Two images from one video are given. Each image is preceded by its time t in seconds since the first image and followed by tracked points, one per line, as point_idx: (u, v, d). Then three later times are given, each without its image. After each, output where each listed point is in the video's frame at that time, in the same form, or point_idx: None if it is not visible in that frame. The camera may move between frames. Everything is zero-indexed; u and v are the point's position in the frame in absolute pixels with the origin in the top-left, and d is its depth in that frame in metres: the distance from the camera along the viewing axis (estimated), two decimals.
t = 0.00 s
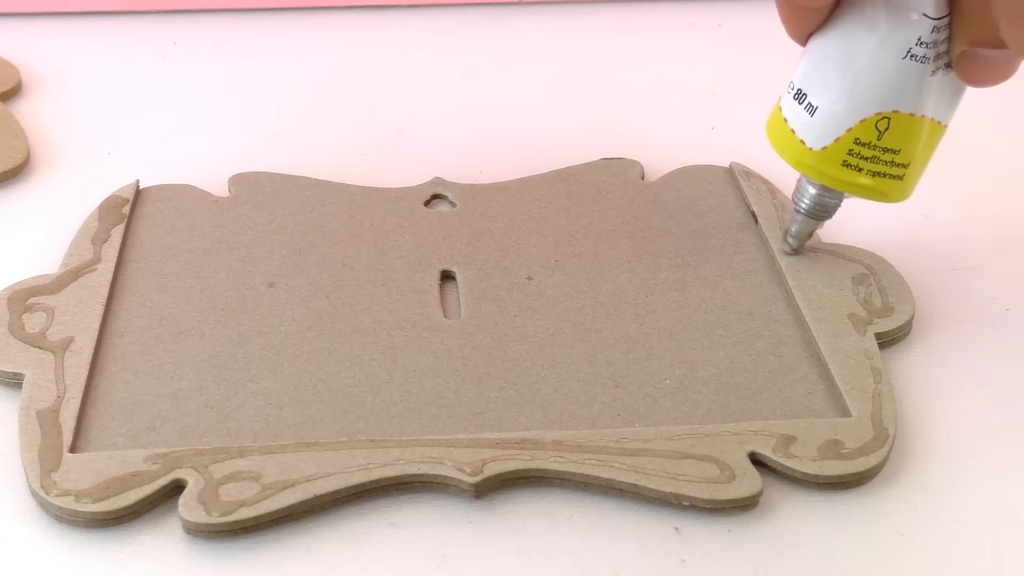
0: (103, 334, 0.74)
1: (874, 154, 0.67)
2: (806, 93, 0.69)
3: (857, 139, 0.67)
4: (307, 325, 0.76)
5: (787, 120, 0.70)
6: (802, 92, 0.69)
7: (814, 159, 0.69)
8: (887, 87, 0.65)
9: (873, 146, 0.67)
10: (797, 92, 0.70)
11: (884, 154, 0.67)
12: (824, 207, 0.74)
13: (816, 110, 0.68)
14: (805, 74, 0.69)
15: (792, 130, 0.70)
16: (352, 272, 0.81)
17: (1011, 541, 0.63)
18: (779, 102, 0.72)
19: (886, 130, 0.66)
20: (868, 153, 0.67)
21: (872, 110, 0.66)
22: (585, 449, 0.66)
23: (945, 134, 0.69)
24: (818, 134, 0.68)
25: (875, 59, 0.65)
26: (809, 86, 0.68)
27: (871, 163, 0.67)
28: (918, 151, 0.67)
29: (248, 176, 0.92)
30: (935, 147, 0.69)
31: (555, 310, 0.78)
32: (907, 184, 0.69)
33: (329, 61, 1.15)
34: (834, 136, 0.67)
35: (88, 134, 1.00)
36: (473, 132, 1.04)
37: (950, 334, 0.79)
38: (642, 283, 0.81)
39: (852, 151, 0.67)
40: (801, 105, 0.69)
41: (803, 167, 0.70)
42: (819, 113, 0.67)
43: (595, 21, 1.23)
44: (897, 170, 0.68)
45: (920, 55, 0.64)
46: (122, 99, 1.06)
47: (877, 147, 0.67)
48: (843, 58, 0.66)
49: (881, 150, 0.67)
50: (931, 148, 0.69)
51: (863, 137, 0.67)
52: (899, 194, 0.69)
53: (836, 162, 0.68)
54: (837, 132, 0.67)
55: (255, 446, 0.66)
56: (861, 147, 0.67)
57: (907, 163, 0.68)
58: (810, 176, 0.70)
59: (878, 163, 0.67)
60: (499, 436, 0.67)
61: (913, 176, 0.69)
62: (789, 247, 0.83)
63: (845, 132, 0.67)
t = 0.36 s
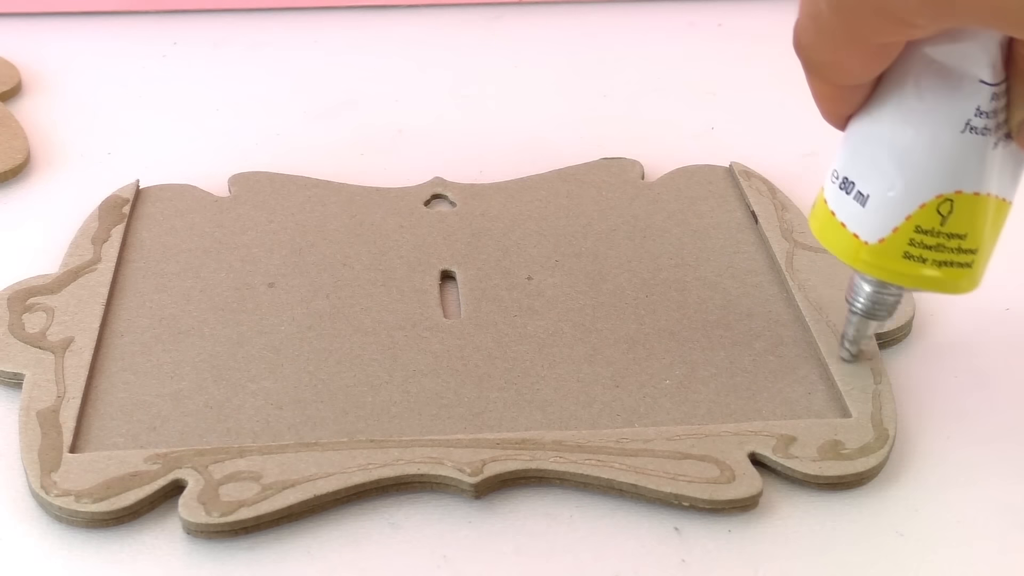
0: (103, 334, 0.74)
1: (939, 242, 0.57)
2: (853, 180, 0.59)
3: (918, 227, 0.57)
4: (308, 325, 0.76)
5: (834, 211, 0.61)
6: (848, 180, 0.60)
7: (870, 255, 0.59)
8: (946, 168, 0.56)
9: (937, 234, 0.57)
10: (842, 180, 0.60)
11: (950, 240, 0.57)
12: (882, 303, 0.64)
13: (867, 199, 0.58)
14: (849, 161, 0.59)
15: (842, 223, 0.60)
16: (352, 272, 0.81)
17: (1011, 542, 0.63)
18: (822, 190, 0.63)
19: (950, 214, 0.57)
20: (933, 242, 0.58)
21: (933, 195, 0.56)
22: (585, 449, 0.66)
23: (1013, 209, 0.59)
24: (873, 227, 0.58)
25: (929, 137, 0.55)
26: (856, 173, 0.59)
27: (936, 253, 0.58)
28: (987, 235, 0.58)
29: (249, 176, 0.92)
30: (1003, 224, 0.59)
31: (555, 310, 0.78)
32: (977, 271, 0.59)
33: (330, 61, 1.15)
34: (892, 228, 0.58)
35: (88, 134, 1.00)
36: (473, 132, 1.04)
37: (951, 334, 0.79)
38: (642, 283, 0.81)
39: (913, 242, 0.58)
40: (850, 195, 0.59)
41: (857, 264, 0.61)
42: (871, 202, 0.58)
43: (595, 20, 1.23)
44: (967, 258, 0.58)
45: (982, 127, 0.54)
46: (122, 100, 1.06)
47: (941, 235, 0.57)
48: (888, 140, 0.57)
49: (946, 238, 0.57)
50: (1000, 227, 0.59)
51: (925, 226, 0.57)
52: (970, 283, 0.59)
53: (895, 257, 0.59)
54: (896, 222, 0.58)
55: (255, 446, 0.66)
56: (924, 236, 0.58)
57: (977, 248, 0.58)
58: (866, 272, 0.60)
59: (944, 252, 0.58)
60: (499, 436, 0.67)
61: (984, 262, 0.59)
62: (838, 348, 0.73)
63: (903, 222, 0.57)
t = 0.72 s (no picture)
0: (103, 334, 0.74)
1: (917, 217, 0.62)
2: (837, 157, 0.63)
3: (897, 202, 0.61)
4: (307, 325, 0.76)
5: (818, 186, 0.65)
6: (832, 157, 0.64)
7: (852, 228, 0.63)
8: (927, 144, 0.59)
9: (915, 209, 0.61)
10: (827, 156, 0.64)
11: (928, 216, 0.61)
12: (861, 276, 0.67)
13: (850, 174, 0.62)
14: (833, 139, 0.64)
15: (826, 197, 0.64)
16: (352, 272, 0.81)
17: (1011, 542, 0.63)
18: (806, 165, 0.67)
19: (929, 191, 0.61)
20: (911, 217, 0.62)
21: (911, 173, 0.61)
22: (585, 449, 0.66)
23: (988, 188, 0.63)
24: (855, 202, 0.63)
25: (908, 121, 0.59)
26: (840, 150, 0.63)
27: (914, 227, 0.62)
28: (962, 212, 0.62)
29: (248, 176, 0.92)
30: (977, 205, 0.64)
31: (555, 310, 0.78)
32: (952, 246, 0.63)
33: (330, 61, 1.15)
34: (872, 202, 0.62)
35: (88, 134, 1.00)
36: (473, 132, 1.04)
37: (951, 334, 0.79)
38: (642, 283, 0.81)
39: (893, 216, 0.62)
40: (834, 170, 0.64)
41: (839, 237, 0.65)
42: (853, 178, 0.62)
43: (594, 20, 1.23)
44: (943, 233, 0.62)
45: (961, 108, 0.58)
46: (121, 100, 1.06)
47: (919, 210, 0.61)
48: (872, 118, 0.61)
49: (923, 213, 0.61)
50: (974, 206, 0.63)
51: (904, 201, 0.61)
52: (945, 258, 0.63)
53: (876, 229, 0.63)
54: (876, 197, 0.62)
55: (255, 446, 0.66)
56: (903, 211, 0.62)
57: (953, 223, 0.62)
58: (847, 245, 0.64)
59: (922, 227, 0.62)
60: (499, 436, 0.67)
61: (961, 238, 0.63)
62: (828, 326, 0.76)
63: (884, 197, 0.61)
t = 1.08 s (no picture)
0: (103, 334, 0.74)
1: (947, 123, 0.61)
2: (880, 54, 0.63)
3: (931, 104, 0.60)
4: (307, 325, 0.76)
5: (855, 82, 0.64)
6: (876, 52, 0.63)
7: (882, 124, 0.62)
8: (967, 57, 0.59)
9: (946, 115, 0.61)
10: (870, 53, 0.64)
11: (958, 124, 0.61)
12: (878, 177, 0.65)
13: (889, 71, 0.62)
14: (883, 35, 0.63)
15: (861, 93, 0.63)
16: (352, 272, 0.81)
17: (1011, 542, 0.63)
18: (849, 64, 0.66)
19: (964, 97, 0.60)
20: (942, 122, 0.61)
21: (950, 77, 0.60)
22: (585, 449, 0.66)
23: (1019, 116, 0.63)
24: (889, 98, 0.62)
25: (953, 27, 0.59)
26: (884, 47, 0.62)
27: (942, 132, 0.61)
28: (991, 133, 0.62)
29: (248, 176, 0.92)
30: (1004, 134, 0.63)
31: (555, 310, 0.78)
32: (975, 162, 0.62)
33: (330, 61, 1.15)
34: (907, 100, 0.61)
35: (88, 134, 1.00)
36: (473, 132, 1.04)
37: (951, 334, 0.79)
38: (642, 283, 0.81)
39: (923, 118, 0.61)
40: (875, 66, 0.63)
41: (869, 131, 0.63)
42: (893, 75, 0.61)
43: (595, 20, 1.23)
44: (968, 145, 0.61)
45: (1009, 25, 0.58)
46: (122, 100, 1.06)
47: (951, 117, 0.61)
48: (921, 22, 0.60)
49: (955, 121, 0.61)
50: (1004, 130, 0.63)
51: (937, 103, 0.60)
52: (966, 171, 0.62)
53: (906, 129, 0.61)
54: (912, 94, 0.61)
55: (255, 446, 0.66)
56: (934, 115, 0.61)
57: (980, 138, 0.61)
58: (875, 141, 0.63)
59: (948, 135, 0.61)
60: (499, 436, 0.67)
61: (984, 158, 0.63)
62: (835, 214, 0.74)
63: (918, 96, 0.61)
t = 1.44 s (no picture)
0: (103, 334, 0.74)
1: None
2: None
3: None
4: (307, 325, 0.76)
5: None
6: None
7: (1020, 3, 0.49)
8: None
9: None
10: None
11: None
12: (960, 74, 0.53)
13: None
14: None
15: None
16: (352, 272, 0.81)
17: (1010, 542, 0.63)
18: None
19: None
20: None
21: None
22: (585, 449, 0.66)
23: None
24: None
25: None
26: None
27: None
28: None
29: (248, 176, 0.92)
30: None
31: (555, 310, 0.78)
32: None
33: (330, 61, 1.15)
34: None
35: (88, 134, 1.00)
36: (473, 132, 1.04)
37: (951, 334, 0.79)
38: (641, 283, 0.81)
39: None
40: None
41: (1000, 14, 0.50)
42: None
43: (595, 20, 1.23)
44: None
45: None
46: (122, 100, 1.06)
47: None
48: None
49: None
50: None
51: None
52: None
53: None
54: None
55: (255, 446, 0.66)
56: None
57: None
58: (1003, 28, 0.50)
59: None
60: (499, 436, 0.67)
61: None
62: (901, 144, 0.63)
63: None
